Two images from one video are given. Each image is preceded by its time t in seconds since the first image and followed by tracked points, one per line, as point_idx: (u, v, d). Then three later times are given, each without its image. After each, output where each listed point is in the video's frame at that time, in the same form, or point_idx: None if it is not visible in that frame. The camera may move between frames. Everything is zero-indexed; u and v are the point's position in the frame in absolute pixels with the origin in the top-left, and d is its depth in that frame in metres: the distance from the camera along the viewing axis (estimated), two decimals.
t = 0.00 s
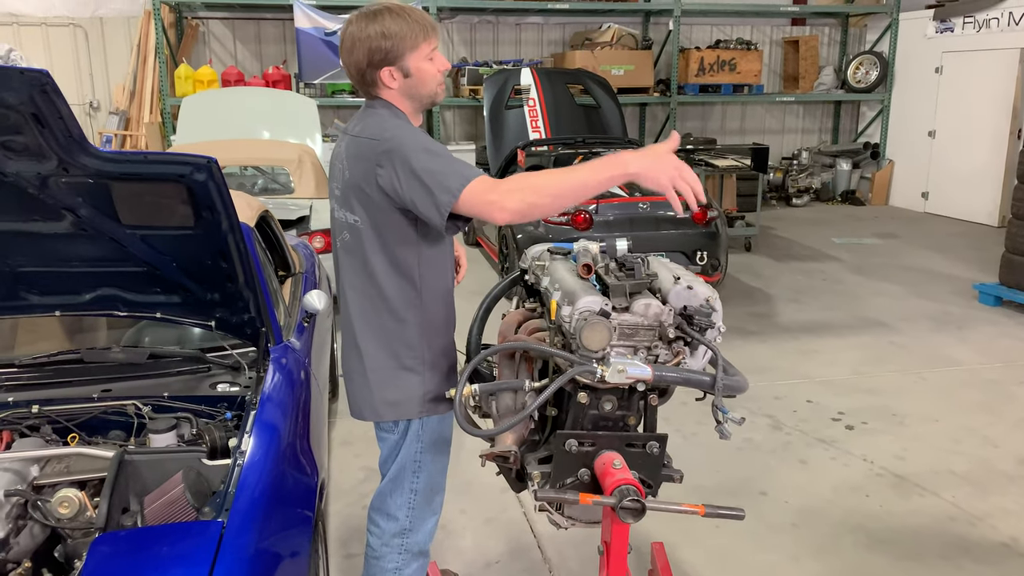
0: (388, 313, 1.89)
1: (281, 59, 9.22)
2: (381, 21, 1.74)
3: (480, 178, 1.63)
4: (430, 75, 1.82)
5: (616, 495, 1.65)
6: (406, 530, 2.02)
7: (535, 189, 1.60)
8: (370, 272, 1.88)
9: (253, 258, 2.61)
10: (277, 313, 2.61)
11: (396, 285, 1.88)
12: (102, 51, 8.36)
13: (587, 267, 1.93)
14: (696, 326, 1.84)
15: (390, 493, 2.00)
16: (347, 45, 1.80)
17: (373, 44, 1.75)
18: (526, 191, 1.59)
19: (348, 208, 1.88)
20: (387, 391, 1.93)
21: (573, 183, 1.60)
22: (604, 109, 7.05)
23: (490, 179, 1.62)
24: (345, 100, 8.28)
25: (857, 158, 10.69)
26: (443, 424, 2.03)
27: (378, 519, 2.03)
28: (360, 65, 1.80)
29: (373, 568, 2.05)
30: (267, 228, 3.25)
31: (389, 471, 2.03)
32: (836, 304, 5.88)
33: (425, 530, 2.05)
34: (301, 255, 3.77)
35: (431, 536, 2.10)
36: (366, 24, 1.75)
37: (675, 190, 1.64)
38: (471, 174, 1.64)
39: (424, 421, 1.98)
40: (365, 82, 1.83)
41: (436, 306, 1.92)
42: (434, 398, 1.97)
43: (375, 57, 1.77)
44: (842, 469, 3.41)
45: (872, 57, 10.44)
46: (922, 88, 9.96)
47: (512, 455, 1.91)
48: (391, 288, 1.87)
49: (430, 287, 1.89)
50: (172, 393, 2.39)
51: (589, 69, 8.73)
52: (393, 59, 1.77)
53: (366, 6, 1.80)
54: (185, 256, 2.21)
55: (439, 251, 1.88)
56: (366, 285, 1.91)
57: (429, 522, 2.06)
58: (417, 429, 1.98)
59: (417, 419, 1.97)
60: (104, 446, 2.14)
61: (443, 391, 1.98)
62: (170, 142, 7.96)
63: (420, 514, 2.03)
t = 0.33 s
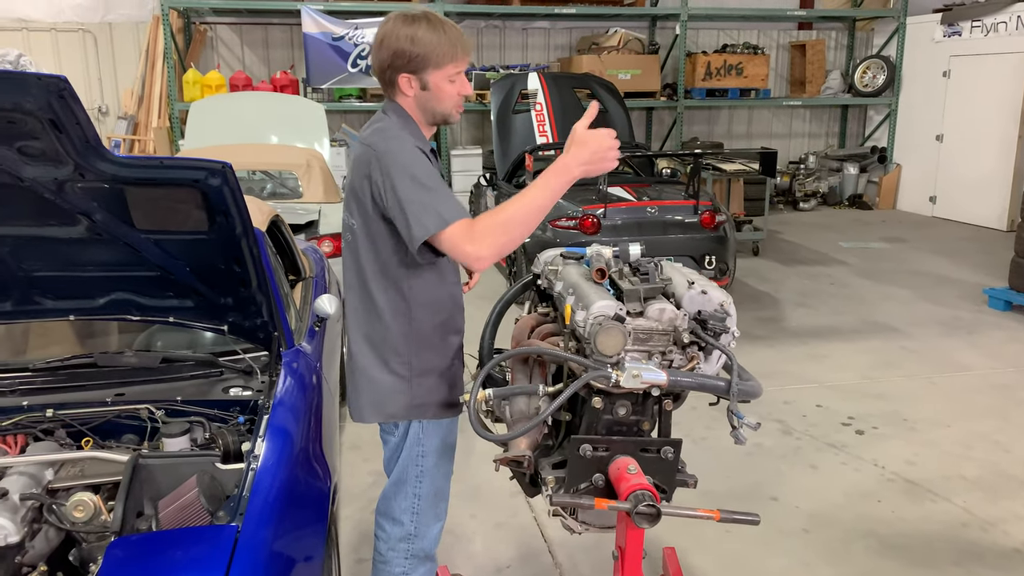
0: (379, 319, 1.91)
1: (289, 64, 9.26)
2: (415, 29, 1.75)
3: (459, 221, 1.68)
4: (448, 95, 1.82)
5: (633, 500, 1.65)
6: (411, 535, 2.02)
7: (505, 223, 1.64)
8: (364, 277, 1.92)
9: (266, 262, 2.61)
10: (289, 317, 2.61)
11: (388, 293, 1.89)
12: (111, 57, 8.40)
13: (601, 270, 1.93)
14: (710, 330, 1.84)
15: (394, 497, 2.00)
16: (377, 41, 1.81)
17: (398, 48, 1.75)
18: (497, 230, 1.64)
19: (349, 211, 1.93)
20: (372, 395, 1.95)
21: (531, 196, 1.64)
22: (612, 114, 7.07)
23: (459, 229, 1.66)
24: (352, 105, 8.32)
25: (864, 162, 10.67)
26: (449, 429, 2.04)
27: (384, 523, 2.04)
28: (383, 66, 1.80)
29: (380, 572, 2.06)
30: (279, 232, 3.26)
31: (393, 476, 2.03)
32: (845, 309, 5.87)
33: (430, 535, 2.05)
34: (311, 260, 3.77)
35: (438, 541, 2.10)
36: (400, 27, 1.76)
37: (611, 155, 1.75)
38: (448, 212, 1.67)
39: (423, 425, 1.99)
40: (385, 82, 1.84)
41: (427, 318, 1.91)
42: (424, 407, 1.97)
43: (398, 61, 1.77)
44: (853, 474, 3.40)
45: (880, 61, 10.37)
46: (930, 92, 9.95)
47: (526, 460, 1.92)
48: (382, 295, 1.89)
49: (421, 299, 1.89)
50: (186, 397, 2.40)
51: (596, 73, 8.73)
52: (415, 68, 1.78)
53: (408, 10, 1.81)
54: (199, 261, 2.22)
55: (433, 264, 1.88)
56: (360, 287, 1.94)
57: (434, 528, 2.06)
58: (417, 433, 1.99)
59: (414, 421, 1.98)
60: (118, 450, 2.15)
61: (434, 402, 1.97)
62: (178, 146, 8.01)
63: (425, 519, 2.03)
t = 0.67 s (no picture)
0: (377, 318, 1.97)
1: (299, 65, 9.30)
2: (437, 35, 1.75)
3: (447, 260, 1.74)
4: (463, 103, 1.82)
5: (645, 499, 1.66)
6: (412, 534, 2.04)
7: (486, 296, 1.71)
8: (363, 275, 1.99)
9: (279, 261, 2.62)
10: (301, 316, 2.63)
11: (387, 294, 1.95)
12: (123, 57, 8.45)
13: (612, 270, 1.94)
14: (723, 331, 1.84)
15: (393, 496, 2.02)
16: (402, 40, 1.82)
17: (418, 52, 1.76)
18: (482, 296, 1.71)
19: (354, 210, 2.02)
20: (370, 390, 2.02)
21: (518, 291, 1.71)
22: (621, 114, 7.07)
23: (448, 273, 1.73)
24: (362, 106, 8.34)
25: (874, 163, 10.63)
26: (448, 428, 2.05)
27: (388, 522, 2.06)
28: (403, 66, 1.81)
29: (385, 570, 2.09)
30: (291, 232, 3.28)
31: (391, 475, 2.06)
32: (854, 310, 5.85)
33: (433, 535, 2.06)
34: (322, 260, 3.79)
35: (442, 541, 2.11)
36: (424, 31, 1.77)
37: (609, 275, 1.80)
38: (431, 242, 1.73)
39: (417, 423, 2.01)
40: (405, 83, 1.86)
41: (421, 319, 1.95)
42: (416, 405, 1.99)
43: (417, 65, 1.78)
44: (863, 475, 3.39)
45: (890, 61, 10.31)
46: (940, 93, 9.91)
47: (537, 459, 1.93)
48: (378, 295, 1.96)
49: (416, 302, 1.93)
50: (199, 395, 2.41)
51: (605, 74, 8.73)
52: (433, 74, 1.78)
53: (436, 14, 1.81)
54: (213, 260, 2.24)
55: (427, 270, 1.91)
56: (360, 284, 2.01)
57: (437, 528, 2.07)
58: (413, 430, 2.01)
59: (408, 418, 2.01)
60: (132, 448, 2.16)
61: (428, 403, 1.99)
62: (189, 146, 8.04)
63: (426, 519, 2.04)
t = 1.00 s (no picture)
0: (360, 306, 2.04)
1: (305, 60, 9.30)
2: (400, 20, 1.76)
3: (444, 236, 1.76)
4: (433, 84, 1.80)
5: (647, 494, 1.67)
6: (399, 531, 2.08)
7: (482, 273, 1.72)
8: (351, 263, 2.05)
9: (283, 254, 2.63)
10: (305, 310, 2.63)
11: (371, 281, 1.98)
12: (130, 52, 8.46)
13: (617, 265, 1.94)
14: (726, 326, 1.84)
15: (375, 492, 2.06)
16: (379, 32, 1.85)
17: (385, 40, 1.78)
18: (482, 274, 1.72)
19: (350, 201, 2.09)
20: (356, 377, 2.08)
21: (517, 272, 1.72)
22: (627, 110, 7.05)
23: (446, 250, 1.75)
24: (367, 101, 8.33)
25: (881, 159, 10.58)
26: (426, 428, 2.06)
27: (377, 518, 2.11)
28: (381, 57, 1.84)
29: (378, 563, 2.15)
30: (295, 227, 3.29)
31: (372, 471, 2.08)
32: (860, 307, 5.83)
33: (419, 533, 2.08)
34: (327, 254, 3.79)
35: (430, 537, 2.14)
36: (391, 19, 1.78)
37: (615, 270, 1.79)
38: (419, 221, 1.76)
39: (392, 418, 2.04)
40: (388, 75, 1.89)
41: (403, 310, 1.97)
42: (391, 398, 2.01)
43: (388, 52, 1.79)
44: (868, 473, 3.38)
45: (898, 57, 10.27)
46: (949, 89, 9.85)
47: (540, 453, 1.94)
48: (361, 284, 2.02)
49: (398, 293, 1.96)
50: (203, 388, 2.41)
51: (611, 69, 8.71)
52: (402, 60, 1.78)
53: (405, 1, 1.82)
54: (217, 254, 2.24)
55: (409, 262, 1.93)
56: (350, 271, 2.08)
57: (420, 524, 2.08)
58: (384, 423, 2.04)
59: (381, 409, 2.04)
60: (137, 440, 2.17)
61: (405, 398, 2.01)
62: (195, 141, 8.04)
63: (406, 516, 2.07)
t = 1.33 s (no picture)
0: (363, 295, 2.04)
1: (311, 56, 9.31)
2: (401, 14, 1.76)
3: (447, 223, 1.77)
4: (432, 82, 1.80)
5: (652, 489, 1.67)
6: (398, 526, 2.09)
7: (484, 262, 1.74)
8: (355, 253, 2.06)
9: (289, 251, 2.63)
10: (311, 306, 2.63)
11: (370, 274, 2.01)
12: (136, 48, 8.48)
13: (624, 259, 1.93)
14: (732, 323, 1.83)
15: (377, 487, 2.07)
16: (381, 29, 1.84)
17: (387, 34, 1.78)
18: (489, 264, 1.73)
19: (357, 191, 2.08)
20: (356, 370, 2.09)
21: (519, 263, 1.72)
22: (633, 106, 7.01)
23: (452, 238, 1.75)
24: (373, 97, 8.33)
25: (889, 156, 10.50)
26: (426, 423, 2.06)
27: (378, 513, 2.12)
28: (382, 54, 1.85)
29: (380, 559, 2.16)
30: (301, 223, 3.29)
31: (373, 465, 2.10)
32: (867, 304, 5.81)
33: (419, 529, 2.10)
34: (333, 249, 3.80)
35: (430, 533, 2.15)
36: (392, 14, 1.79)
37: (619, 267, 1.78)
38: (414, 210, 1.76)
39: (389, 412, 2.05)
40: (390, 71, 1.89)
41: (406, 302, 1.98)
42: (389, 391, 2.02)
43: (388, 48, 1.79)
44: (874, 469, 3.37)
45: (906, 53, 10.18)
46: (957, 85, 9.80)
47: (545, 448, 1.94)
48: (365, 275, 2.02)
49: (395, 287, 1.98)
50: (210, 383, 2.42)
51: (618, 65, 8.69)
52: (402, 56, 1.79)
53: None
54: (223, 250, 2.25)
55: (404, 257, 1.95)
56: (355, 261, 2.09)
57: (419, 520, 2.10)
58: (385, 416, 2.05)
59: (381, 403, 2.05)
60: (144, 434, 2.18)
61: (399, 393, 2.01)
62: (202, 137, 8.05)
63: (405, 511, 2.07)
